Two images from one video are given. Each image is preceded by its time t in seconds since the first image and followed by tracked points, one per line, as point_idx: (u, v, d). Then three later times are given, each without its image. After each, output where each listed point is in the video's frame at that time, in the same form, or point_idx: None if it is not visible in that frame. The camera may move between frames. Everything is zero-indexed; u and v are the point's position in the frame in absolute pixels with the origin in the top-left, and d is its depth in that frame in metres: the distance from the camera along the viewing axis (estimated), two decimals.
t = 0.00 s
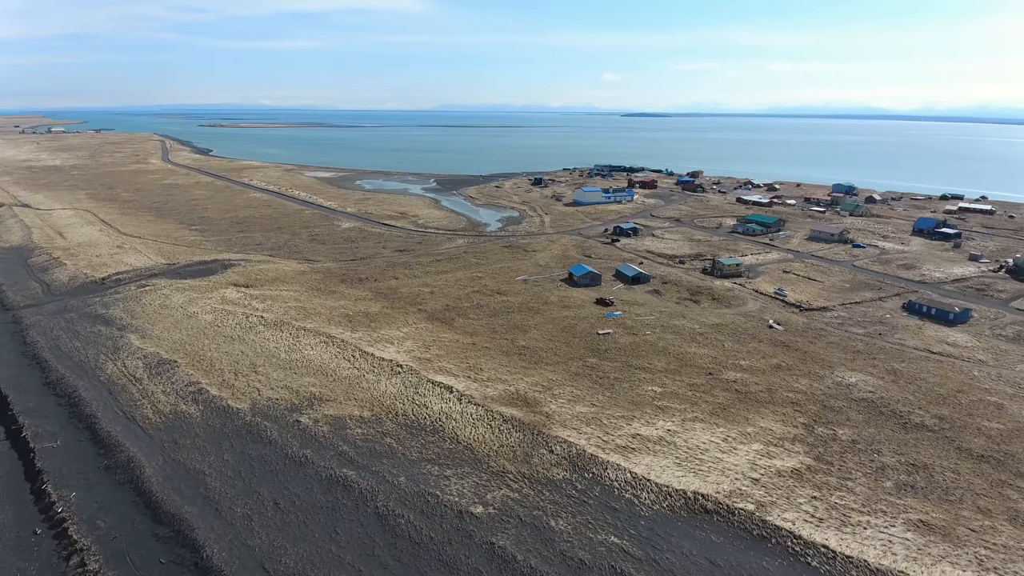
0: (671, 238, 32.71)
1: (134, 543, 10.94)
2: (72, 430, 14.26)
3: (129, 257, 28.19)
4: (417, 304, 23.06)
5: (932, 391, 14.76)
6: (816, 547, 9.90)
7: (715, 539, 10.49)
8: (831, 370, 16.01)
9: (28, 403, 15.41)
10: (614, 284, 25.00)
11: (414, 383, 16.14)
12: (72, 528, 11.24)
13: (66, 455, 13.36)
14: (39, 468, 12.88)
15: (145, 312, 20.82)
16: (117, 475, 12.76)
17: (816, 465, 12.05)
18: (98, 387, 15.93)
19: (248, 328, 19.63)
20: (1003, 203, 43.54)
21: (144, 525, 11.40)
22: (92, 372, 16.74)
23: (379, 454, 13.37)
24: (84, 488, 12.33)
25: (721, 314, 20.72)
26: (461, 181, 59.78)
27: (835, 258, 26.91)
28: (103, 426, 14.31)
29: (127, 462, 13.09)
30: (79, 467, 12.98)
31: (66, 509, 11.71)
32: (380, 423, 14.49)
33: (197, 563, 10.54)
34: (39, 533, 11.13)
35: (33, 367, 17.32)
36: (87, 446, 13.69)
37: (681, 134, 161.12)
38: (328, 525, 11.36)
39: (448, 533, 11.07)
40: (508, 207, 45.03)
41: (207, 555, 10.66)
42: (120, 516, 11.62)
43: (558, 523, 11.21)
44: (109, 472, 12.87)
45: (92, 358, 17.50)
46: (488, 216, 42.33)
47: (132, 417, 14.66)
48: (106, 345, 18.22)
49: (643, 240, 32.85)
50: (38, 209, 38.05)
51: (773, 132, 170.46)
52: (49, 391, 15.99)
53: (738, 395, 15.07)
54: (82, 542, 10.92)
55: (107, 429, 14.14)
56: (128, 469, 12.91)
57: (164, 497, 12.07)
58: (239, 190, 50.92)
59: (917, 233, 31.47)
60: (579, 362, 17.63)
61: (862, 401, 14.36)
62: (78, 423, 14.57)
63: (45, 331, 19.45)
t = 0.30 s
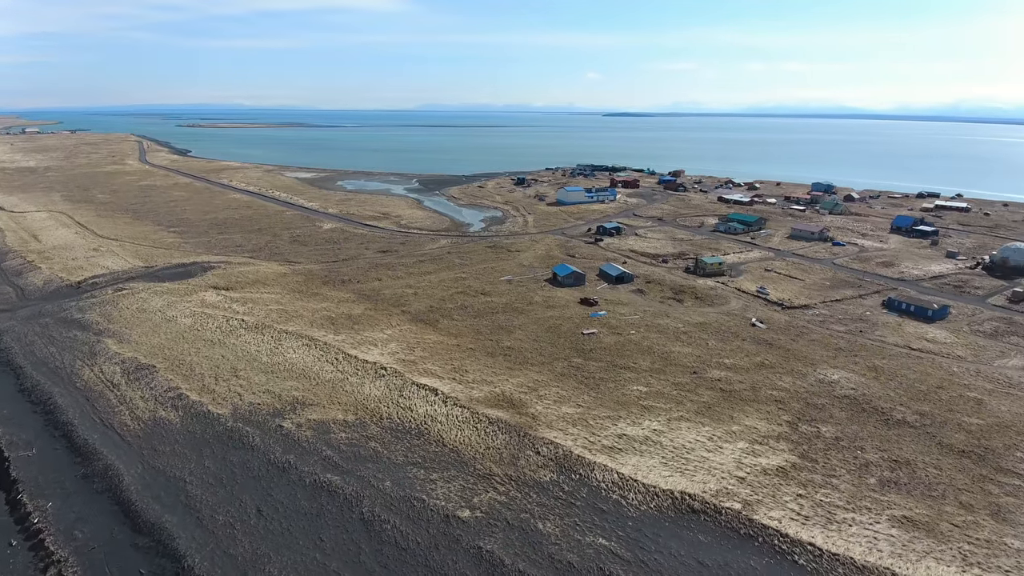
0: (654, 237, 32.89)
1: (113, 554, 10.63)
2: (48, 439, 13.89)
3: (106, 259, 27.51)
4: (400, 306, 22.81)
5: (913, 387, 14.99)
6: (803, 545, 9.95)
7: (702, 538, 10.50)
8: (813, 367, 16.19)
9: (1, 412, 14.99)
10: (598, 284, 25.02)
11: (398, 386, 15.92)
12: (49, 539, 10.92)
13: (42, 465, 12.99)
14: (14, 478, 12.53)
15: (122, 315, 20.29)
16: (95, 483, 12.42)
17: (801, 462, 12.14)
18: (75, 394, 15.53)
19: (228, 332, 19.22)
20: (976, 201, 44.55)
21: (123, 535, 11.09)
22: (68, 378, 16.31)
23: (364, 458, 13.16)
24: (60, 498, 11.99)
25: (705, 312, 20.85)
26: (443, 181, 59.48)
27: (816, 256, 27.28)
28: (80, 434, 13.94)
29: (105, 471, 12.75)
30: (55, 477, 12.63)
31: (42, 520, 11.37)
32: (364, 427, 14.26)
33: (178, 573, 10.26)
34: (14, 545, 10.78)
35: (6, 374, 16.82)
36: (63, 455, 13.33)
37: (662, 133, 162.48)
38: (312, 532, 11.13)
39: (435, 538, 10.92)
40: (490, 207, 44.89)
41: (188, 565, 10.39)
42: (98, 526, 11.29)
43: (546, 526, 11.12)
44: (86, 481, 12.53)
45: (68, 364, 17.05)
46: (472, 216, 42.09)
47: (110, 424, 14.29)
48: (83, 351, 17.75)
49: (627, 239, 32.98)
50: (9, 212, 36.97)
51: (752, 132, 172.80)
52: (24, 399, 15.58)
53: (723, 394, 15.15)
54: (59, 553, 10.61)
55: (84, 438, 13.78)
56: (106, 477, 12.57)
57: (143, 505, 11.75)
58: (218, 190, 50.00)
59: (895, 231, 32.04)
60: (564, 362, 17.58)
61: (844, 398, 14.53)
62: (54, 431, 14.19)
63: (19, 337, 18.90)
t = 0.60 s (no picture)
0: (637, 237, 33.04)
1: (91, 566, 10.33)
2: (24, 447, 13.51)
3: (81, 262, 26.80)
4: (384, 307, 22.54)
5: (895, 383, 15.21)
6: (790, 544, 10.01)
7: (691, 539, 10.49)
8: (797, 365, 16.35)
9: None
10: (582, 284, 25.02)
11: (383, 389, 15.71)
12: (26, 551, 10.61)
13: (17, 474, 12.62)
14: None
15: (99, 320, 19.75)
16: (72, 492, 12.09)
17: (787, 460, 12.23)
18: (51, 401, 15.11)
19: (209, 335, 18.80)
20: (951, 199, 45.53)
21: (102, 545, 10.79)
22: (44, 385, 15.86)
23: (349, 463, 12.95)
24: (36, 508, 11.64)
25: (689, 311, 20.97)
26: (426, 181, 59.11)
27: (797, 255, 27.62)
28: (56, 442, 13.56)
29: (83, 479, 12.41)
30: (31, 486, 12.27)
31: (18, 531, 11.04)
32: (349, 431, 14.04)
33: None
34: None
35: None
36: (39, 464, 12.95)
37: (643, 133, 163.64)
38: (297, 540, 10.91)
39: (422, 543, 10.77)
40: (474, 208, 44.68)
41: None
42: (76, 536, 10.98)
43: (534, 529, 11.03)
44: (63, 490, 12.19)
45: (43, 370, 16.57)
46: (455, 216, 42.03)
47: (87, 431, 13.91)
48: (59, 356, 17.27)
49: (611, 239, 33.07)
50: None
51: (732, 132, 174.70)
52: None
53: (708, 393, 15.22)
54: (36, 565, 10.32)
55: (60, 446, 13.40)
56: (84, 486, 12.24)
57: (123, 514, 11.44)
58: (197, 191, 49.09)
59: (874, 229, 32.59)
60: (550, 363, 17.51)
61: (828, 396, 14.68)
62: (29, 439, 13.80)
63: None
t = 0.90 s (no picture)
0: (620, 236, 33.16)
1: None
2: None
3: (55, 265, 26.05)
4: (368, 309, 22.25)
5: (876, 380, 15.44)
6: (777, 542, 10.06)
7: (678, 539, 10.50)
8: (780, 363, 16.52)
9: None
10: (566, 284, 25.00)
11: (367, 392, 15.47)
12: None
13: None
14: None
15: (74, 325, 19.19)
16: (48, 503, 11.74)
17: (772, 458, 12.32)
18: (26, 409, 14.67)
19: (188, 339, 18.36)
20: (926, 197, 46.49)
21: (79, 557, 10.47)
22: (18, 392, 15.38)
23: (333, 468, 12.72)
24: (10, 520, 11.29)
25: (673, 310, 21.07)
26: (408, 182, 58.67)
27: (777, 253, 27.96)
28: (31, 451, 13.17)
29: (59, 489, 12.06)
30: (6, 497, 11.90)
31: None
32: (333, 436, 13.80)
33: None
34: None
35: None
36: (14, 474, 12.57)
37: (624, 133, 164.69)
38: (280, 548, 10.67)
39: (408, 549, 10.60)
40: (456, 208, 44.45)
41: None
42: (52, 548, 10.66)
43: (521, 532, 10.94)
44: (39, 500, 11.83)
45: (18, 376, 16.07)
46: (438, 216, 41.82)
47: (64, 439, 13.53)
48: (34, 363, 16.75)
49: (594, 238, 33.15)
50: None
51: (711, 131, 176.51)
52: None
53: (693, 391, 15.28)
54: None
55: (36, 455, 13.02)
56: (60, 496, 11.89)
57: (101, 524, 11.12)
58: (175, 193, 48.09)
59: (852, 227, 33.13)
60: (535, 364, 17.43)
61: (811, 393, 14.84)
62: (3, 448, 13.39)
63: None
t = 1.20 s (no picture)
0: (604, 236, 33.25)
1: None
2: None
3: (29, 269, 25.30)
4: (351, 311, 21.96)
5: (858, 377, 15.65)
6: (764, 541, 10.11)
7: (667, 540, 10.50)
8: (764, 361, 16.67)
9: None
10: (550, 284, 24.97)
11: (351, 396, 15.23)
12: None
13: None
14: None
15: (50, 330, 18.64)
16: (24, 514, 11.39)
17: (758, 457, 12.40)
18: None
19: (168, 344, 17.93)
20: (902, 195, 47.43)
21: (56, 569, 10.16)
22: None
23: (318, 474, 12.50)
24: None
25: (657, 310, 21.16)
26: (390, 182, 58.22)
27: (759, 252, 28.26)
28: (5, 460, 12.76)
29: (36, 500, 11.71)
30: None
31: None
32: (317, 440, 13.57)
33: None
34: None
35: None
36: None
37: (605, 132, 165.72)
38: (264, 557, 10.44)
39: (395, 555, 10.45)
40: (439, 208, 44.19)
41: None
42: (29, 561, 10.34)
43: (510, 536, 10.85)
44: (15, 511, 11.48)
45: None
46: (421, 216, 41.64)
47: (40, 448, 13.14)
48: (8, 369, 16.23)
49: (579, 238, 33.18)
50: None
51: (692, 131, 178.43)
52: None
53: (679, 391, 15.34)
54: None
55: (10, 464, 12.63)
56: (36, 507, 11.54)
57: (79, 536, 10.81)
58: (153, 194, 47.08)
59: (832, 225, 33.64)
60: (521, 365, 17.35)
61: (794, 391, 14.99)
62: None
63: None
